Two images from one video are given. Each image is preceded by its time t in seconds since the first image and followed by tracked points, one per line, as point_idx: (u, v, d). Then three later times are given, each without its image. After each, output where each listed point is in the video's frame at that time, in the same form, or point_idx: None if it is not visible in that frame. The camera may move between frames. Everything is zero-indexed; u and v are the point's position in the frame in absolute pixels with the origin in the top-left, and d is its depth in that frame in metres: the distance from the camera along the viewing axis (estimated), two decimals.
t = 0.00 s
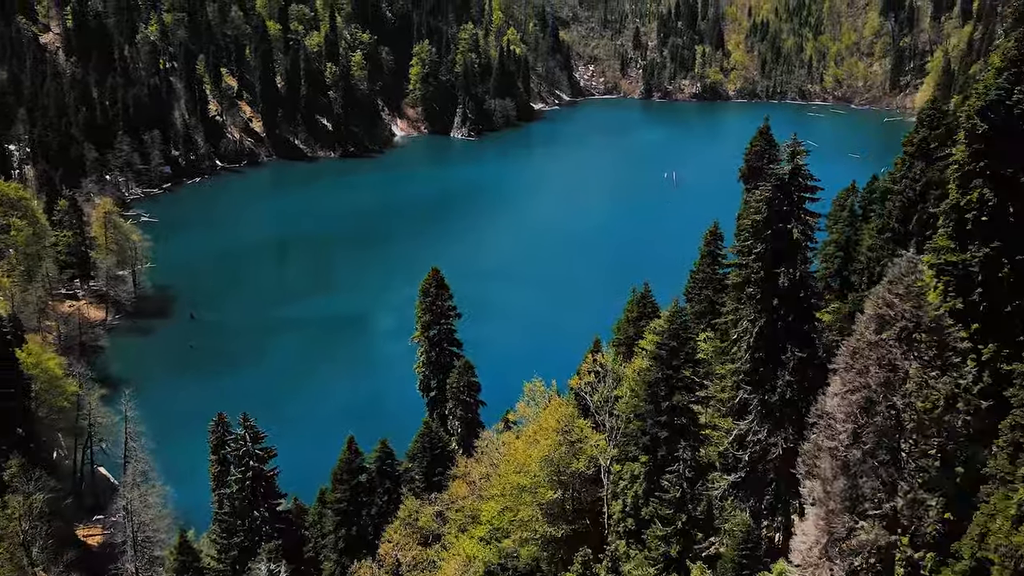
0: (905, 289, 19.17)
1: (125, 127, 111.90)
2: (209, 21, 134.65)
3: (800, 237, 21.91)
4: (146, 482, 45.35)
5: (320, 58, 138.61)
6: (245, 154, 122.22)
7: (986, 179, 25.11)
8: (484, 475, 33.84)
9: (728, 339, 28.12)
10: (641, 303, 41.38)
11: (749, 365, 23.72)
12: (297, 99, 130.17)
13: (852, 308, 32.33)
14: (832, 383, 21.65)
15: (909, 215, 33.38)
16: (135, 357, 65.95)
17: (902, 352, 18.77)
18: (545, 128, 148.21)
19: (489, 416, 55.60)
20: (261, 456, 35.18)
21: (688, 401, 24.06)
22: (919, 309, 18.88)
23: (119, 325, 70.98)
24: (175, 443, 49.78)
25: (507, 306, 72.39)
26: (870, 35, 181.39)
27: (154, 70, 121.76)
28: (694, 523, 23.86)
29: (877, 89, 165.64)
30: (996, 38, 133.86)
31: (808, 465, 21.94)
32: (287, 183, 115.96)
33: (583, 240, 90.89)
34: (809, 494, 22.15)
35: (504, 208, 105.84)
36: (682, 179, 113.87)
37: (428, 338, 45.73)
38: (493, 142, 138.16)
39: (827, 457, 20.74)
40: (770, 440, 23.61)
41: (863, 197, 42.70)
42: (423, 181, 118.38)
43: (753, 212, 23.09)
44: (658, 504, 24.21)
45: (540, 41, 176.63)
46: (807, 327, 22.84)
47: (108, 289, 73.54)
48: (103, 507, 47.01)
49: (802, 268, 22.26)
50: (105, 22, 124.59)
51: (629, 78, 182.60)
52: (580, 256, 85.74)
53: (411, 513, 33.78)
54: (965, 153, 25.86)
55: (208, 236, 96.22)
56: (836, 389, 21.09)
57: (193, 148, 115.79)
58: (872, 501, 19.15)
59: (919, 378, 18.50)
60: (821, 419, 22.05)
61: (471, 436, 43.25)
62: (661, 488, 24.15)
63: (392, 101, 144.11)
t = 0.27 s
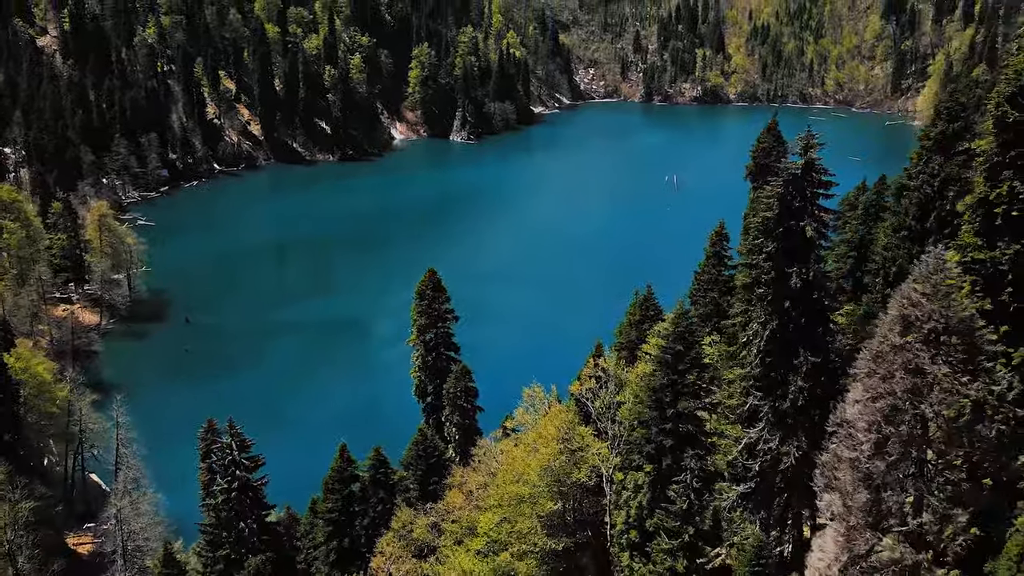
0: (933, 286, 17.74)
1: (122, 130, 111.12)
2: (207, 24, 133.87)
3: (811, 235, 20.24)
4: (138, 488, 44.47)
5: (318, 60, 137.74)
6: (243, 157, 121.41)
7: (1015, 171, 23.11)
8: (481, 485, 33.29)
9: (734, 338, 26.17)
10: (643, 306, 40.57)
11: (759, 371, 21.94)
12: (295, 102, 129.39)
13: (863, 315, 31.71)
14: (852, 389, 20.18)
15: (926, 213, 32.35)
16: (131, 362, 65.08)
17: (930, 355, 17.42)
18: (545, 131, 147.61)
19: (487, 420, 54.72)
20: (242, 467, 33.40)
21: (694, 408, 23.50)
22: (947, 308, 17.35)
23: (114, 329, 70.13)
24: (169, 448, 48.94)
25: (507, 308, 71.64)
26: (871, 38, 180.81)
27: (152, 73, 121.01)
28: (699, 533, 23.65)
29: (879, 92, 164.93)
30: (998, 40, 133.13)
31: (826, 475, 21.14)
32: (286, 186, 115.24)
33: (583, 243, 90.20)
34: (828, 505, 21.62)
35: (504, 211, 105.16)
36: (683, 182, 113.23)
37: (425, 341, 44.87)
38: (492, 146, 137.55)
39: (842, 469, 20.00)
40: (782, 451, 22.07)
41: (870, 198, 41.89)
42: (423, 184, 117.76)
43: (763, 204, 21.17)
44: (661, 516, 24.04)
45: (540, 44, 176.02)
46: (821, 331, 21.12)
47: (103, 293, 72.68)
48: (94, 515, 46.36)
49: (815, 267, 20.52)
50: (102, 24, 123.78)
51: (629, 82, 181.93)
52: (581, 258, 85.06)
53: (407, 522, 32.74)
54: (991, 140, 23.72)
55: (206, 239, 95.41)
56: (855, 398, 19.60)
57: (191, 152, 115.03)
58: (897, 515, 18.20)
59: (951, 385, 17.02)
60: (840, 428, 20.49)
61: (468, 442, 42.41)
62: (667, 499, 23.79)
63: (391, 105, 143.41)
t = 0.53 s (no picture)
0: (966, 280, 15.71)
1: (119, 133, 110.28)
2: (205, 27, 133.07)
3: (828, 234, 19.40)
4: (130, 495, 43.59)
5: (317, 63, 136.96)
6: (241, 160, 120.63)
7: None
8: (478, 495, 32.59)
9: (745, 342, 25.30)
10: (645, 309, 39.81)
11: (771, 376, 20.94)
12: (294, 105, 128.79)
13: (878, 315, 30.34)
14: (875, 395, 18.26)
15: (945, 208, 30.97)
16: (127, 366, 64.21)
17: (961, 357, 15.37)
18: (545, 135, 146.96)
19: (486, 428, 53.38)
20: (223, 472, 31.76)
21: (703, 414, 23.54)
22: (984, 306, 15.24)
23: (109, 332, 69.24)
24: (163, 454, 48.05)
25: (507, 312, 70.69)
26: (873, 41, 180.29)
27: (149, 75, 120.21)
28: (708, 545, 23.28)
29: (880, 95, 164.17)
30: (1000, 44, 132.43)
31: (848, 489, 19.41)
32: (285, 190, 114.46)
33: (585, 247, 89.29)
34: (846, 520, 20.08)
35: (505, 214, 104.40)
36: (684, 185, 112.55)
37: (421, 345, 43.99)
38: (492, 149, 136.88)
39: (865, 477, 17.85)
40: (799, 459, 20.80)
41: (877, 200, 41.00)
42: (423, 187, 116.91)
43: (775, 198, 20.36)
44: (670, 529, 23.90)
45: (540, 47, 175.39)
46: (837, 333, 20.14)
47: (98, 296, 71.73)
48: (85, 523, 45.37)
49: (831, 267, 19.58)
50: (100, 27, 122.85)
51: (630, 85, 181.31)
52: (583, 262, 84.27)
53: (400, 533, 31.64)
54: None
55: (205, 242, 94.60)
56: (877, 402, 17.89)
57: (189, 155, 114.24)
58: (927, 532, 15.60)
59: (990, 393, 14.77)
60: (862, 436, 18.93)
61: (464, 449, 41.33)
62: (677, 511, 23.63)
63: (391, 108, 142.74)
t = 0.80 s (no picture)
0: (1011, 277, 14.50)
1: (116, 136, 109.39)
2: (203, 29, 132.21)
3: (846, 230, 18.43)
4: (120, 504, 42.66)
5: (316, 66, 136.11)
6: (239, 163, 119.76)
7: None
8: (475, 507, 31.75)
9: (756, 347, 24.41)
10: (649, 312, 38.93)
11: (785, 382, 19.93)
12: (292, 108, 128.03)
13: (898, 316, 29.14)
14: (905, 403, 16.92)
15: (970, 206, 29.73)
16: (121, 370, 63.25)
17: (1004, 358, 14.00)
18: (545, 139, 146.10)
19: (484, 436, 52.05)
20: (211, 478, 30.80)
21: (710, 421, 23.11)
22: None
23: (103, 337, 68.28)
24: (155, 463, 47.10)
25: (507, 317, 69.60)
26: (874, 44, 179.82)
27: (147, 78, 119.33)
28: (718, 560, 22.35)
29: (882, 99, 163.35)
30: (1003, 47, 131.76)
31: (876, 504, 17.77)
32: (283, 193, 113.57)
33: (588, 251, 88.20)
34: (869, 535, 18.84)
35: (506, 218, 103.42)
36: (685, 189, 111.63)
37: (415, 349, 42.99)
38: (492, 153, 136.03)
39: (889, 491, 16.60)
40: (817, 469, 19.66)
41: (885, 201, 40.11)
42: (424, 191, 116.00)
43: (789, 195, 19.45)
44: (677, 541, 23.05)
45: (540, 51, 174.66)
46: (857, 335, 19.18)
47: (92, 300, 70.76)
48: (75, 532, 44.38)
49: (849, 266, 18.65)
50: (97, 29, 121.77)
51: (630, 88, 180.60)
52: (584, 266, 83.23)
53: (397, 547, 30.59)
54: None
55: (202, 246, 93.62)
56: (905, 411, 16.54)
57: (186, 158, 113.36)
58: (962, 554, 14.25)
59: None
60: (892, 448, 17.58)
61: (461, 458, 40.41)
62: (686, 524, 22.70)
63: (390, 111, 141.97)
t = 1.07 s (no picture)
0: None
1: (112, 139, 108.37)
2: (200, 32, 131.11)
3: (864, 223, 17.48)
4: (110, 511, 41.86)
5: (314, 68, 135.33)
6: (237, 166, 118.94)
7: None
8: (471, 517, 30.94)
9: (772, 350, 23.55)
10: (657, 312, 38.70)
11: (800, 388, 19.12)
12: (290, 110, 127.29)
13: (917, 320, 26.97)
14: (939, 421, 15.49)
15: (995, 200, 26.20)
16: (116, 375, 62.44)
17: None
18: (544, 142, 145.50)
19: (481, 443, 50.99)
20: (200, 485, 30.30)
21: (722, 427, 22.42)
22: None
23: (97, 341, 67.43)
24: (146, 471, 46.20)
25: (507, 320, 68.76)
26: (875, 47, 181.33)
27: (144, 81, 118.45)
28: (729, 573, 21.54)
29: (884, 102, 162.57)
30: (1005, 49, 130.96)
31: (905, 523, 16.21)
32: (282, 196, 112.70)
33: (590, 254, 87.26)
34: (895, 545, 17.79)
35: (506, 221, 102.55)
36: (686, 193, 110.82)
37: (411, 353, 42.08)
38: (491, 156, 135.38)
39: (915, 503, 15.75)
40: (834, 478, 18.72)
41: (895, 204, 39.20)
42: (424, 194, 115.19)
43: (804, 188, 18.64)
44: (679, 553, 22.72)
45: (540, 54, 174.13)
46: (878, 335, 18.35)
47: (86, 303, 69.87)
48: (64, 540, 43.39)
49: (870, 263, 17.76)
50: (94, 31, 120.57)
51: (631, 92, 179.95)
52: (587, 269, 82.28)
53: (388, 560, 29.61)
54: None
55: (200, 249, 92.78)
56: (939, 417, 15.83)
57: (184, 161, 112.47)
58: None
59: None
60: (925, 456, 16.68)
61: (457, 466, 39.37)
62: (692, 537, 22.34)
63: (389, 114, 141.27)
